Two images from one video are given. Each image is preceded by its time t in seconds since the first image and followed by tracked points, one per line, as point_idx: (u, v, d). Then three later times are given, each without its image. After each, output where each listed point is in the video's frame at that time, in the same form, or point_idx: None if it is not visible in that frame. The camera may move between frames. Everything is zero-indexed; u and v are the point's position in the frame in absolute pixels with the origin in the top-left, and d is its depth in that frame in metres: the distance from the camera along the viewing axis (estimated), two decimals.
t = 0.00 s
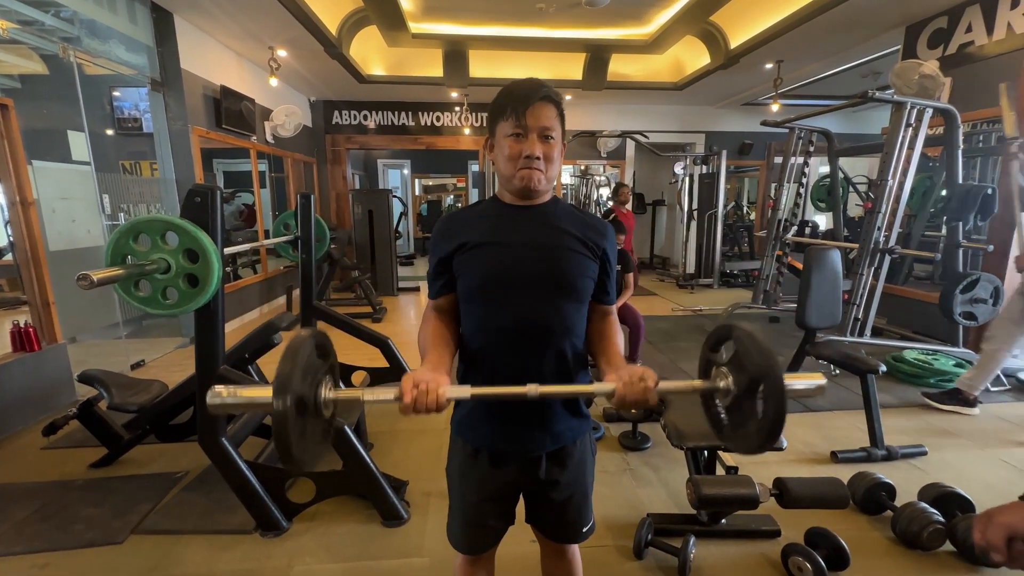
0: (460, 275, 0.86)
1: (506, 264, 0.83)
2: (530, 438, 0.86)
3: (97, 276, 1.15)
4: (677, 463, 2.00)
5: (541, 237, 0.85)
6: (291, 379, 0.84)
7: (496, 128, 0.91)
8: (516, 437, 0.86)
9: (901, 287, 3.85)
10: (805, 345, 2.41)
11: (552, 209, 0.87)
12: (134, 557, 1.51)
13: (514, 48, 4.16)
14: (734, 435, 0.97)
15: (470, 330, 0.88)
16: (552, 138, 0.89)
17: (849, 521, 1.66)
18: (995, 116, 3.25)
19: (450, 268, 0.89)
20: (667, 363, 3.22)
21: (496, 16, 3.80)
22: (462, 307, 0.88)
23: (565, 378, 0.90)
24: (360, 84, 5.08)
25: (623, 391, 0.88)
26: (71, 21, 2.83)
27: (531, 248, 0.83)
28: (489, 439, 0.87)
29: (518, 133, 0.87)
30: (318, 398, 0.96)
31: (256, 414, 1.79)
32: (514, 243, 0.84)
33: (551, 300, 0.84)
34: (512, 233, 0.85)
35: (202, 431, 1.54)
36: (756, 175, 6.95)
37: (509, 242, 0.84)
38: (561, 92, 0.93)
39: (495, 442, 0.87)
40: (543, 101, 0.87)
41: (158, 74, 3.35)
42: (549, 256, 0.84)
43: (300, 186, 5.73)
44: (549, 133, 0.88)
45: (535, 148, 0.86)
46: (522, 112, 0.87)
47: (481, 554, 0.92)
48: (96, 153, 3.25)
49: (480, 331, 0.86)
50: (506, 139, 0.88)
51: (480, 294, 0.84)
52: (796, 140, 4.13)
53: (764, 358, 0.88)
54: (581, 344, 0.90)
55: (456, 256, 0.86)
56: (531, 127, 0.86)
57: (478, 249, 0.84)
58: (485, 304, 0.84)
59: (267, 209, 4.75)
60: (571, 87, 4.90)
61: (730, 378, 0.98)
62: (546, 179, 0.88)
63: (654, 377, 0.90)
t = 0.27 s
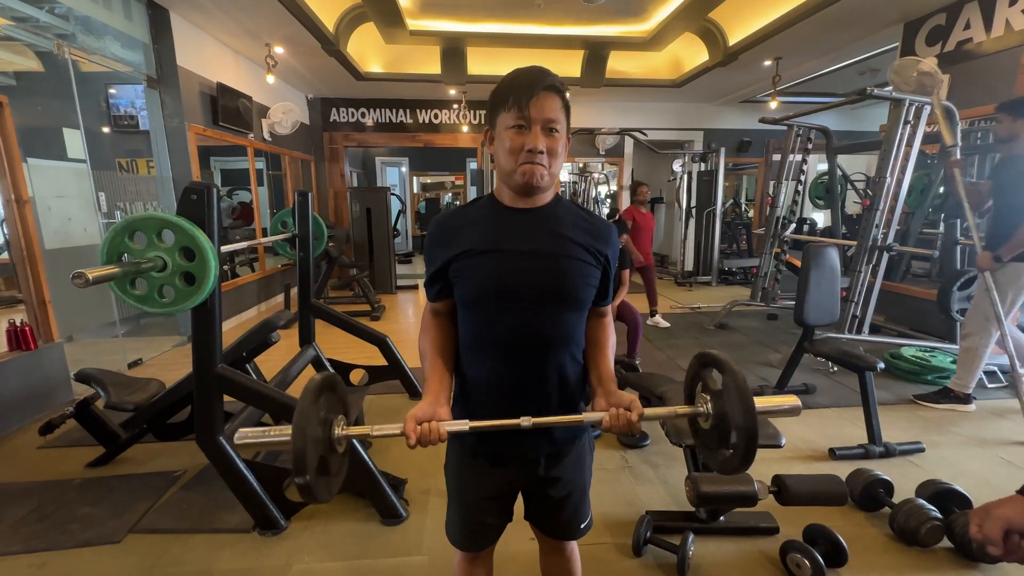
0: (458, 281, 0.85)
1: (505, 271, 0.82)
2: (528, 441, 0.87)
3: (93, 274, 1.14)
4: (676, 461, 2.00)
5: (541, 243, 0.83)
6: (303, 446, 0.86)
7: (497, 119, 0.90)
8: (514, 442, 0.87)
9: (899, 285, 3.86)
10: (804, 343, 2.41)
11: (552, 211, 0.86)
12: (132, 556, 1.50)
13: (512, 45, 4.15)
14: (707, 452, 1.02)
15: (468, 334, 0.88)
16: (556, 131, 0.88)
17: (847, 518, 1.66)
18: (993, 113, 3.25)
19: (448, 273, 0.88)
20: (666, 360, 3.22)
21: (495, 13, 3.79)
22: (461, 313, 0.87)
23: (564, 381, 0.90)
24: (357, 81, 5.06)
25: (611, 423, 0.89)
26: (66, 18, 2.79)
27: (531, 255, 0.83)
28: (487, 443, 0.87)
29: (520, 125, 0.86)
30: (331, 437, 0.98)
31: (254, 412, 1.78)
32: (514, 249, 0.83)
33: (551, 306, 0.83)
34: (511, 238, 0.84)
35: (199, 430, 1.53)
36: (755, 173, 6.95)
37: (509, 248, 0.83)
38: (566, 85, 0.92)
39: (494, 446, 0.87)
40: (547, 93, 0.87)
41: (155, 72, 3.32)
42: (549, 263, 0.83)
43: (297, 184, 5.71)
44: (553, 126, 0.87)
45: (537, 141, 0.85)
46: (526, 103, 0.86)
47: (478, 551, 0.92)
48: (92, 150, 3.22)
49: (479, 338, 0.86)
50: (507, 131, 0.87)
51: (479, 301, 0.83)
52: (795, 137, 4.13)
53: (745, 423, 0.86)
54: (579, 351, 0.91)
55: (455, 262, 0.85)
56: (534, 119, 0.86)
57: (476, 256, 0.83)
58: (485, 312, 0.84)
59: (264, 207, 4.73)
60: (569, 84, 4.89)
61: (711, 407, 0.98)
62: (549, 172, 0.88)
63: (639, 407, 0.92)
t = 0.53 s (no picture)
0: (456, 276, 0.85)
1: (503, 265, 0.82)
2: (528, 438, 0.86)
3: (88, 272, 1.14)
4: (675, 459, 2.00)
5: (538, 237, 0.83)
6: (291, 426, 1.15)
7: (490, 116, 0.90)
8: (515, 438, 0.86)
9: (897, 282, 3.86)
10: (802, 340, 2.42)
11: (549, 206, 0.86)
12: (130, 555, 1.50)
13: (510, 42, 4.13)
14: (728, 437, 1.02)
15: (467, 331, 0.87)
16: (549, 127, 0.88)
17: (846, 515, 1.67)
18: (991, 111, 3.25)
19: (446, 268, 0.88)
20: (664, 358, 3.22)
21: (493, 11, 3.78)
22: (460, 309, 0.87)
23: (564, 376, 0.90)
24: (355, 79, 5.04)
25: (618, 410, 0.90)
26: (61, 15, 2.80)
27: (529, 249, 0.83)
28: (487, 440, 0.87)
29: (513, 122, 0.85)
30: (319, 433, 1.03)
31: (252, 410, 1.77)
32: (511, 243, 0.82)
33: (548, 300, 0.83)
34: (509, 232, 0.83)
35: (196, 428, 1.52)
36: (753, 170, 6.95)
37: (506, 243, 0.83)
38: (558, 81, 0.92)
39: (494, 443, 0.87)
40: (539, 90, 0.86)
41: (150, 69, 3.32)
42: (546, 257, 0.83)
43: (294, 182, 5.69)
44: (545, 122, 0.87)
45: (530, 137, 0.85)
46: (518, 100, 0.85)
47: (477, 549, 0.92)
48: (88, 149, 3.20)
49: (477, 332, 0.85)
50: (501, 128, 0.87)
51: (477, 295, 0.83)
52: (793, 135, 4.13)
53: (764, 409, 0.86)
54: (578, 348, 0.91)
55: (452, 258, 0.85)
56: (526, 115, 0.85)
57: (473, 249, 0.83)
58: (482, 308, 0.83)
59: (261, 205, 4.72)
60: (567, 81, 4.88)
61: (727, 393, 0.98)
62: (541, 168, 0.87)
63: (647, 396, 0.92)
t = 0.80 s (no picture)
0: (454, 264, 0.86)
1: (498, 250, 0.82)
2: (523, 429, 0.84)
3: (82, 273, 1.14)
4: (671, 458, 2.01)
5: (533, 225, 0.84)
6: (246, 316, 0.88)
7: (482, 128, 0.90)
8: (510, 429, 0.85)
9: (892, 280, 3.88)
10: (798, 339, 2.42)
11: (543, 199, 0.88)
12: (125, 557, 1.49)
13: (506, 41, 4.12)
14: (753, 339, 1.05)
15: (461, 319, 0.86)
16: (538, 136, 0.88)
17: (841, 513, 1.67)
18: (985, 110, 3.27)
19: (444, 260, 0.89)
20: (661, 357, 3.23)
21: (489, 10, 3.77)
22: (456, 298, 0.87)
23: (561, 367, 0.87)
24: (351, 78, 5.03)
25: (626, 299, 0.87)
26: (54, 13, 2.77)
27: (523, 233, 0.83)
28: (483, 430, 0.85)
29: (503, 133, 0.86)
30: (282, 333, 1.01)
31: (249, 411, 1.77)
32: (506, 230, 0.84)
33: (542, 283, 0.82)
34: (504, 222, 0.85)
35: (192, 428, 1.52)
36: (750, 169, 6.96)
37: (502, 230, 0.84)
38: (547, 89, 0.91)
39: (489, 434, 0.85)
40: (527, 99, 0.86)
41: (145, 69, 3.24)
42: (540, 242, 0.83)
43: (291, 181, 5.67)
44: (534, 131, 0.87)
45: (519, 147, 0.85)
46: (507, 111, 0.86)
47: (475, 549, 0.92)
48: (82, 148, 3.19)
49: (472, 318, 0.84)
50: (492, 138, 0.87)
51: (472, 280, 0.83)
52: (789, 134, 4.13)
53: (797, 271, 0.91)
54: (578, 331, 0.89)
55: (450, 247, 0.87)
56: (515, 126, 0.86)
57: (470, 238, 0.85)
58: (477, 293, 0.83)
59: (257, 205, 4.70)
60: (563, 80, 4.87)
61: (754, 286, 1.05)
62: (532, 177, 0.88)
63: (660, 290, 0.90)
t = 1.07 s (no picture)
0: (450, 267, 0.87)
1: (494, 253, 0.83)
2: (522, 434, 0.84)
3: (78, 275, 1.13)
4: (670, 458, 2.01)
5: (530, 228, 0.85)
6: (255, 192, 0.85)
7: (481, 131, 0.90)
8: (508, 434, 0.84)
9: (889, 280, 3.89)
10: (796, 339, 2.43)
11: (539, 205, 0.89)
12: (123, 560, 1.49)
13: (504, 43, 4.12)
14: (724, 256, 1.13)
15: (458, 323, 0.86)
16: (537, 138, 0.88)
17: (839, 513, 1.68)
18: (980, 111, 3.28)
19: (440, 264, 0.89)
20: (660, 358, 3.23)
21: (487, 11, 3.78)
22: (452, 301, 0.87)
23: (560, 369, 0.87)
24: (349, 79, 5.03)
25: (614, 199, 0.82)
26: (51, 15, 2.74)
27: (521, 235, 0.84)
28: (480, 437, 0.85)
29: (502, 134, 0.86)
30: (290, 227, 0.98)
31: (246, 413, 1.76)
32: (504, 234, 0.85)
33: (540, 285, 0.83)
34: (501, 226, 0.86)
35: (189, 432, 1.51)
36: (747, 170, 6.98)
37: (498, 234, 0.85)
38: (545, 91, 0.92)
39: (486, 439, 0.85)
40: (525, 101, 0.86)
41: (142, 70, 3.30)
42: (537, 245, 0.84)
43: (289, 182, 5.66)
44: (533, 133, 0.87)
45: (519, 148, 0.85)
46: (505, 113, 0.86)
47: (472, 557, 0.92)
48: (80, 150, 3.18)
49: (469, 321, 0.84)
50: (490, 141, 0.87)
51: (468, 283, 0.83)
52: (786, 135, 4.15)
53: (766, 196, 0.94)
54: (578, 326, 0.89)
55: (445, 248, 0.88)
56: (513, 128, 0.85)
57: (466, 241, 0.86)
58: (474, 295, 0.83)
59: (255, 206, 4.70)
60: (561, 81, 4.88)
61: (726, 203, 1.06)
62: (530, 179, 0.88)
63: (647, 207, 0.82)
